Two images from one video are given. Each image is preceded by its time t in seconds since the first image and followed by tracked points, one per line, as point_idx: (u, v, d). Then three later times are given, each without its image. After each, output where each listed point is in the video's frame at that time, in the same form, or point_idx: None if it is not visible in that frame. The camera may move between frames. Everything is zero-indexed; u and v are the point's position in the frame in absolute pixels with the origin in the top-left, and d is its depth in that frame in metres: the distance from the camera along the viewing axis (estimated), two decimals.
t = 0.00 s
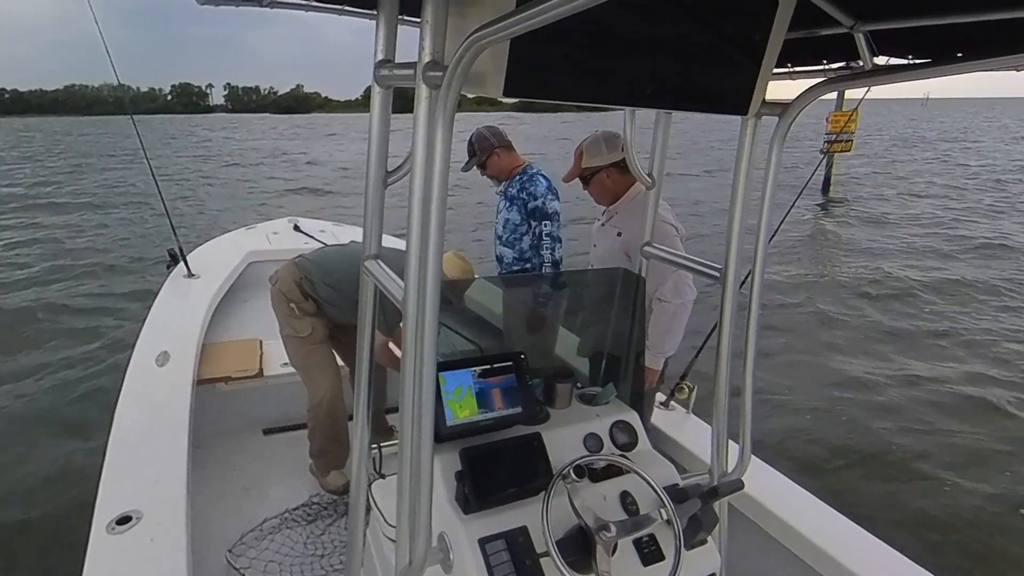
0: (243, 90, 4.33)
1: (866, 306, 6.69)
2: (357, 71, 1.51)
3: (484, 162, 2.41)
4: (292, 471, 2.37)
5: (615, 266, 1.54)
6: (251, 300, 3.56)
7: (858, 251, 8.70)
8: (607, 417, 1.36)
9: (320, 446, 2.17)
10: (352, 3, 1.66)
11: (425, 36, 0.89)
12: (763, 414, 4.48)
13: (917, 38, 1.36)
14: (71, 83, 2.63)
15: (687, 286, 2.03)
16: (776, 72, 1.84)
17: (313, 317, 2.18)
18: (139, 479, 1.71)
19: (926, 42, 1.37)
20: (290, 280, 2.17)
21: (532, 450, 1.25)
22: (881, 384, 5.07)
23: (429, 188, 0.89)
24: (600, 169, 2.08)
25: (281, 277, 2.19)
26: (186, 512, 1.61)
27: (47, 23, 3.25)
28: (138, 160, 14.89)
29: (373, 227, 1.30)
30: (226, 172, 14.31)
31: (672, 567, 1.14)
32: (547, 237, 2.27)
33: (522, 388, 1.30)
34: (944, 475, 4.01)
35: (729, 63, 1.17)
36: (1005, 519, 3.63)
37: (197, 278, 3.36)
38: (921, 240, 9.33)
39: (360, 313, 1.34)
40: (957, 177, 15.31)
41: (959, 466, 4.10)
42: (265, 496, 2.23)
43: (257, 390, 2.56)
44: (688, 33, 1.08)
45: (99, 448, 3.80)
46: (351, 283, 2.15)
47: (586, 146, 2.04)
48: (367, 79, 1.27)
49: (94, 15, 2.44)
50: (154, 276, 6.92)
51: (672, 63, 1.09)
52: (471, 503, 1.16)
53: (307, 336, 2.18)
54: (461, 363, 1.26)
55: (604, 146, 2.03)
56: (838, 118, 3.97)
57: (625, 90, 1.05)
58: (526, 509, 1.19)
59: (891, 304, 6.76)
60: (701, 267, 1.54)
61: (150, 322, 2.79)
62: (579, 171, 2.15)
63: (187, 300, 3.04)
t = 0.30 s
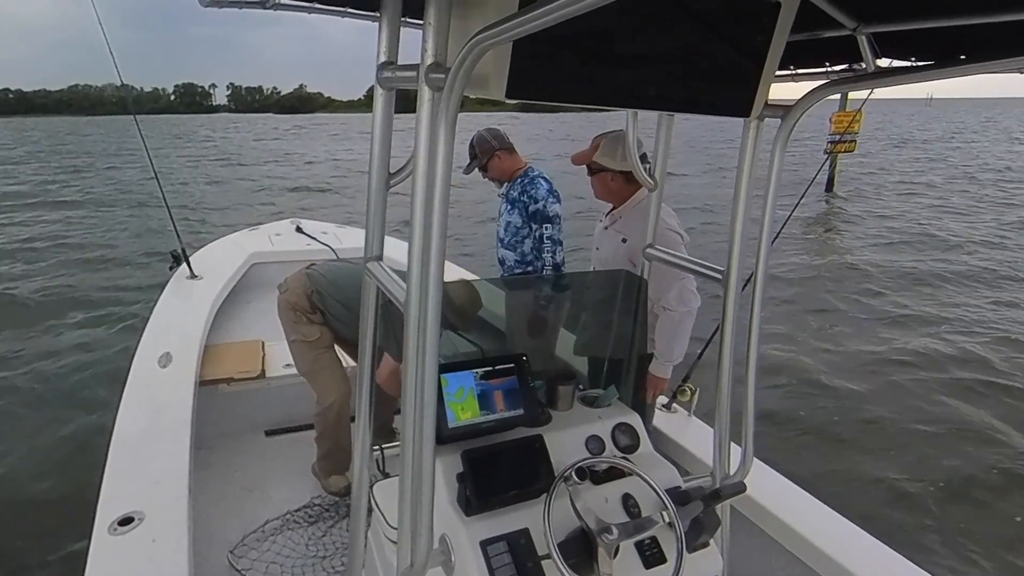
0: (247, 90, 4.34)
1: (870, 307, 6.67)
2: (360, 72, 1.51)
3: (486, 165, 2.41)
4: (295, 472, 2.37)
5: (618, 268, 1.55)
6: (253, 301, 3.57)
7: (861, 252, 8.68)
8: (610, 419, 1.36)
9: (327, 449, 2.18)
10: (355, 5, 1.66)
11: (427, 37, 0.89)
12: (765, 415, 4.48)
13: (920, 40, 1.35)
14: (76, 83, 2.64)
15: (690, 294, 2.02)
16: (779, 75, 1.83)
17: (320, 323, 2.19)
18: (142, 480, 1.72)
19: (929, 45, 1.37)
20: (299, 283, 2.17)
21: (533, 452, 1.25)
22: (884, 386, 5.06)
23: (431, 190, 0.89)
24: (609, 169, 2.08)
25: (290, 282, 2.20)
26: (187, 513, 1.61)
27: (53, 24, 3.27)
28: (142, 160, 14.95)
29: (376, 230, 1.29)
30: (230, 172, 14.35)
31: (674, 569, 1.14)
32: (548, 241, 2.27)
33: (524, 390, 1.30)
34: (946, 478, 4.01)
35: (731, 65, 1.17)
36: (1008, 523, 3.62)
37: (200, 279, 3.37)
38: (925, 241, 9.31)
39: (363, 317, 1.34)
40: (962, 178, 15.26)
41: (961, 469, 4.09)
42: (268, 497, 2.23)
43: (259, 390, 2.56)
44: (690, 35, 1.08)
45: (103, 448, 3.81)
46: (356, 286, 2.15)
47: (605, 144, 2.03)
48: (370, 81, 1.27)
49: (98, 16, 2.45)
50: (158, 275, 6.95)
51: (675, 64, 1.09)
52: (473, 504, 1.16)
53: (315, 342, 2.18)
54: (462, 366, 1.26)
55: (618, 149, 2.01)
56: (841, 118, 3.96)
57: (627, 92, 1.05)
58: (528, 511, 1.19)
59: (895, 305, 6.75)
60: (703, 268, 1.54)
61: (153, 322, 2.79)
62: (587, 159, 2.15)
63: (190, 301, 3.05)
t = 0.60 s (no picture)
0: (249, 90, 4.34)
1: (873, 307, 6.66)
2: (362, 72, 1.51)
3: (488, 164, 2.41)
4: (297, 471, 2.37)
5: (620, 267, 1.55)
6: (255, 300, 3.57)
7: (864, 252, 8.66)
8: (611, 419, 1.36)
9: (331, 447, 2.18)
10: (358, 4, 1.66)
11: (430, 36, 0.89)
12: (768, 416, 4.46)
13: (923, 40, 1.35)
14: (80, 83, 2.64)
15: (692, 299, 2.01)
16: (781, 74, 1.83)
17: (325, 323, 2.20)
18: (143, 479, 1.72)
19: (932, 45, 1.36)
20: (307, 285, 2.20)
21: (535, 451, 1.25)
22: (887, 386, 5.05)
23: (433, 190, 0.89)
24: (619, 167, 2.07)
25: (297, 283, 2.23)
26: (190, 512, 1.61)
27: (56, 24, 3.27)
28: (145, 159, 14.97)
29: (378, 230, 1.30)
30: (233, 171, 14.38)
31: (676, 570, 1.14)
32: (549, 240, 2.28)
33: (526, 390, 1.30)
34: (950, 478, 3.99)
35: (733, 65, 1.17)
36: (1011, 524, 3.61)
37: (202, 278, 3.37)
38: (928, 241, 9.29)
39: (366, 316, 1.34)
40: (965, 178, 15.23)
41: (965, 469, 4.07)
42: (270, 496, 2.23)
43: (261, 389, 2.57)
44: (694, 34, 1.08)
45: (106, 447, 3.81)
46: (359, 285, 2.16)
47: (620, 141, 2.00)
48: (373, 80, 1.27)
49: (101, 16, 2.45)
50: (161, 275, 6.96)
51: (678, 64, 1.09)
52: (474, 504, 1.16)
53: (320, 341, 2.19)
54: (464, 365, 1.27)
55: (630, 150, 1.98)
56: (845, 118, 3.95)
57: (628, 92, 1.05)
58: (530, 510, 1.19)
59: (899, 305, 6.73)
60: (705, 268, 1.54)
61: (155, 321, 2.80)
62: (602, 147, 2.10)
63: (192, 300, 3.05)
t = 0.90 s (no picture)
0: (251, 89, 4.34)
1: (876, 307, 6.64)
2: (365, 72, 1.51)
3: (489, 161, 2.41)
4: (299, 469, 2.38)
5: (622, 265, 1.55)
6: (257, 298, 3.57)
7: (867, 251, 8.64)
8: (613, 417, 1.36)
9: (331, 442, 2.18)
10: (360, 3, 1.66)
11: (432, 34, 0.89)
12: (771, 416, 4.45)
13: (926, 37, 1.34)
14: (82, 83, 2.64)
15: (695, 297, 2.01)
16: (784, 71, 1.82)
17: (327, 319, 2.20)
18: (146, 476, 1.73)
19: (935, 42, 1.36)
20: (310, 281, 2.22)
21: (536, 448, 1.25)
22: (890, 386, 5.04)
23: (435, 188, 0.89)
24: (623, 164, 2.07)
25: (300, 281, 2.24)
26: (192, 509, 1.62)
27: (58, 23, 3.27)
28: (148, 159, 14.99)
29: (380, 226, 1.30)
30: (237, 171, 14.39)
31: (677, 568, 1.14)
32: (551, 237, 2.28)
33: (528, 388, 1.30)
34: (954, 477, 3.97)
35: (739, 64, 1.17)
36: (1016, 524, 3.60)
37: (204, 276, 3.38)
38: (932, 240, 9.26)
39: (368, 311, 1.35)
40: (968, 178, 15.18)
41: (970, 468, 4.05)
42: (273, 493, 2.24)
43: (263, 387, 2.57)
44: (697, 32, 1.08)
45: (109, 446, 3.81)
46: (361, 282, 2.17)
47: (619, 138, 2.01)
48: (375, 78, 1.27)
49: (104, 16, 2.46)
50: (163, 274, 6.96)
51: (680, 63, 1.09)
52: (476, 502, 1.16)
53: (322, 336, 2.19)
54: (466, 362, 1.27)
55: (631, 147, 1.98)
56: (848, 117, 3.94)
57: (630, 90, 1.05)
58: (531, 508, 1.19)
59: (902, 305, 6.71)
60: (707, 266, 1.53)
61: (157, 318, 2.80)
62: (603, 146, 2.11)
63: (194, 298, 3.05)
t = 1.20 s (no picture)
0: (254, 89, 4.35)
1: (879, 306, 6.63)
2: (367, 72, 1.51)
3: (492, 160, 2.41)
4: (301, 468, 2.38)
5: (624, 264, 1.55)
6: (259, 298, 3.58)
7: (871, 251, 8.62)
8: (615, 416, 1.36)
9: (334, 441, 2.18)
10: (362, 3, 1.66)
11: (434, 34, 0.89)
12: (774, 416, 4.45)
13: (928, 36, 1.34)
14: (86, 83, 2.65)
15: (701, 294, 2.00)
16: (786, 70, 1.82)
17: (329, 318, 2.21)
18: (148, 475, 1.73)
19: (937, 41, 1.36)
20: (312, 281, 2.23)
21: (538, 448, 1.25)
22: (894, 385, 5.03)
23: (437, 187, 0.89)
24: (624, 166, 2.07)
25: (302, 281, 2.25)
26: (195, 509, 1.62)
27: (62, 24, 3.28)
28: (151, 159, 15.02)
29: (382, 225, 1.30)
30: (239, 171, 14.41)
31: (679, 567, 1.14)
32: (554, 237, 2.28)
33: (530, 387, 1.31)
34: (958, 477, 3.96)
35: (741, 62, 1.17)
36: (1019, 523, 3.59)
37: (207, 276, 3.38)
38: (936, 240, 9.24)
39: (370, 310, 1.35)
40: (972, 177, 15.13)
41: (974, 468, 4.04)
42: (275, 493, 2.24)
43: (265, 386, 2.58)
44: (700, 31, 1.07)
45: (112, 446, 3.82)
46: (363, 282, 2.18)
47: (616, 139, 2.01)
48: (377, 78, 1.27)
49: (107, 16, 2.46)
50: (166, 274, 6.98)
51: (682, 62, 1.09)
52: (478, 502, 1.16)
53: (324, 335, 2.19)
54: (468, 362, 1.27)
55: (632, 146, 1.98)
56: (851, 117, 3.94)
57: (632, 89, 1.05)
58: (533, 508, 1.19)
59: (905, 304, 6.70)
60: (710, 265, 1.53)
61: (160, 318, 2.81)
62: (601, 161, 2.13)
63: (197, 298, 3.06)
